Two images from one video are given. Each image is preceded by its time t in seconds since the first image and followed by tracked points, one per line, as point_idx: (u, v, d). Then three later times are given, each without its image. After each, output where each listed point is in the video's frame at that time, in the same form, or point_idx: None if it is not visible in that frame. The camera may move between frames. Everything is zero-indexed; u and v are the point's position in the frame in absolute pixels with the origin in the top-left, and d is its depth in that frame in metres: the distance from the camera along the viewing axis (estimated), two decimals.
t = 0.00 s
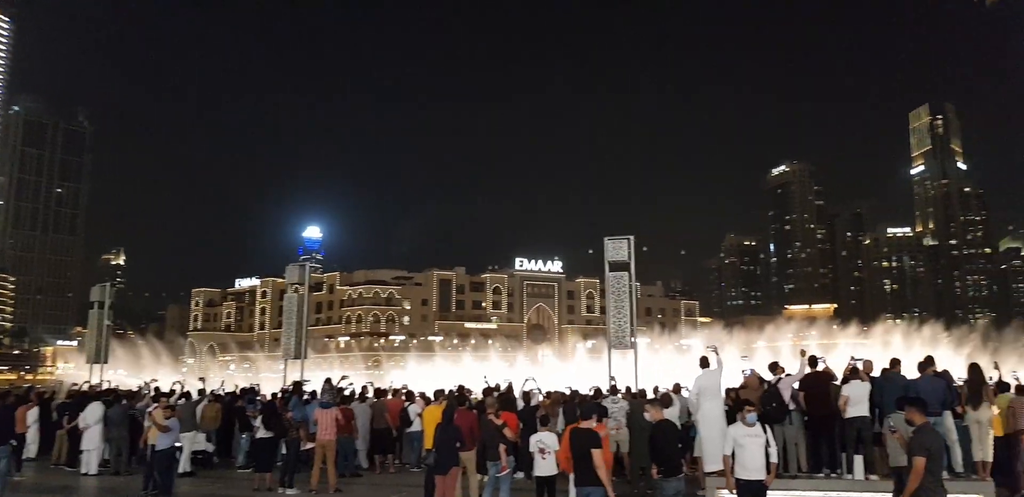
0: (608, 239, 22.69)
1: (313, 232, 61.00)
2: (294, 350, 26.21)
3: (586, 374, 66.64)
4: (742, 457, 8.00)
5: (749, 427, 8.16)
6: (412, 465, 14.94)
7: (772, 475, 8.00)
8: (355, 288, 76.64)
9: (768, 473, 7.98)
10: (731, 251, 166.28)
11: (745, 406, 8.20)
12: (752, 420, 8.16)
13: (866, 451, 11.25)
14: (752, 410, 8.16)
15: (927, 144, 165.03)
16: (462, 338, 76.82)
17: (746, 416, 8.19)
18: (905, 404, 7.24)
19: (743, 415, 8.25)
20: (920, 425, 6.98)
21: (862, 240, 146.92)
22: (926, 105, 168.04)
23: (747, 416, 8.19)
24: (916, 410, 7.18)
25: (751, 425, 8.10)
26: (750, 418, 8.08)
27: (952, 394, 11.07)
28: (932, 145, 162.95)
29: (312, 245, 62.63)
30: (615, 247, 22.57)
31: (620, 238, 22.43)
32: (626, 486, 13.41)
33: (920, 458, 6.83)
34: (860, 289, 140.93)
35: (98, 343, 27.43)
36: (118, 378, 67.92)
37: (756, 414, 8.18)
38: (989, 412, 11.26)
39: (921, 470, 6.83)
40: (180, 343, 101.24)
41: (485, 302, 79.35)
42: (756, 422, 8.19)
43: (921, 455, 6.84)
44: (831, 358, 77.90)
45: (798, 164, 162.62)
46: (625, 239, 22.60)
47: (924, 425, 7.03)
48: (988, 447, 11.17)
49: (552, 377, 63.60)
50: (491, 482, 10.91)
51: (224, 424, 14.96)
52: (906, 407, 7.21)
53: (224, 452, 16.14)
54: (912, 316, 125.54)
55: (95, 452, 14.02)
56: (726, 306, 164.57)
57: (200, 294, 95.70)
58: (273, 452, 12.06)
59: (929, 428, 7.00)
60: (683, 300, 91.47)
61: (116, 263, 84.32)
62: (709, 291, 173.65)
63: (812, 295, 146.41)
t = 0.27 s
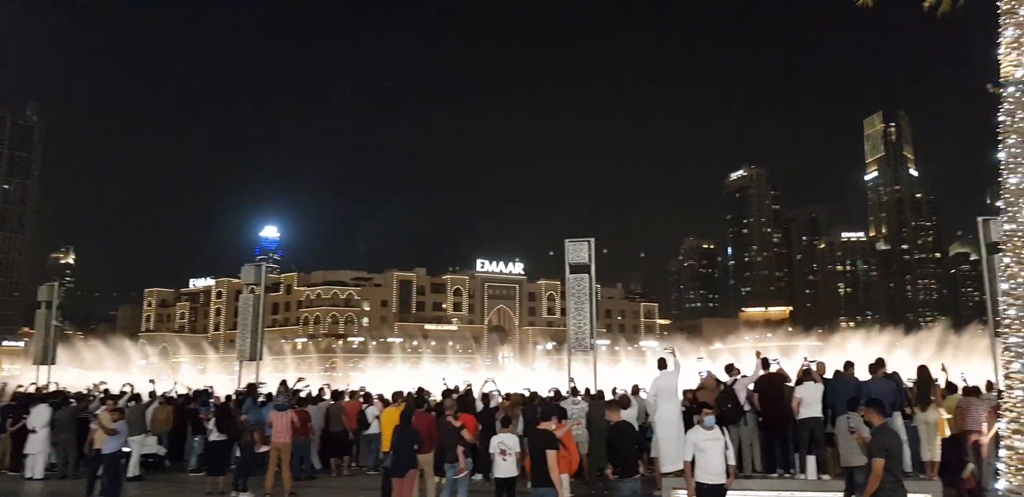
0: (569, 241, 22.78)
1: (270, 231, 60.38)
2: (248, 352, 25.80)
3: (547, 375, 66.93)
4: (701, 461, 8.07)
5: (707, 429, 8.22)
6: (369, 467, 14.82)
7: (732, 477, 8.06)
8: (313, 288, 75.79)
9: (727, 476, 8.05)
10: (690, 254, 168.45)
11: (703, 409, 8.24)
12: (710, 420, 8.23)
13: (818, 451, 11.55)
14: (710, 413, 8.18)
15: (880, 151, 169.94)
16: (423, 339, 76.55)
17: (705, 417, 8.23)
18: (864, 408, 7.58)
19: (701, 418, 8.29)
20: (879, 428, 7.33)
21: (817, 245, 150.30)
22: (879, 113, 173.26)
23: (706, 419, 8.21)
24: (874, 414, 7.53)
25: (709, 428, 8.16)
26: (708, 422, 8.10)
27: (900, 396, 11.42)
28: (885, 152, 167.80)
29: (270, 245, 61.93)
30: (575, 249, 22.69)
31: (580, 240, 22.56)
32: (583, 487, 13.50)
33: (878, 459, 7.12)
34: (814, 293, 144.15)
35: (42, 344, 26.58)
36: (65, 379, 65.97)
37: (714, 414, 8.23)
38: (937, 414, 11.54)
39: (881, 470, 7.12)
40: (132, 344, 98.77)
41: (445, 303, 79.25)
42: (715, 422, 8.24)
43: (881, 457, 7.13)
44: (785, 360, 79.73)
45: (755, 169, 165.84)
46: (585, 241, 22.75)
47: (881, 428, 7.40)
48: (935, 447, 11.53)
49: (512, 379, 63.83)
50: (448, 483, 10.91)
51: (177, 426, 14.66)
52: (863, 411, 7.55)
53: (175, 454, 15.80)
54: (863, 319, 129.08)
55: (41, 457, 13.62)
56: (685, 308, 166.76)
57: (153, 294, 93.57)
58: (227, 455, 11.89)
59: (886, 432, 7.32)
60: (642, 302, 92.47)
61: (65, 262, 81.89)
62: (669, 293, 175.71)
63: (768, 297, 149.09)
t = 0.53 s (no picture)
0: (533, 243, 22.81)
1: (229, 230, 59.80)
2: (205, 352, 25.33)
3: (510, 376, 67.01)
4: (664, 462, 8.11)
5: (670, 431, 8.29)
6: (329, 470, 14.66)
7: (695, 478, 8.11)
8: (274, 288, 74.80)
9: (690, 478, 8.10)
10: (653, 257, 169.85)
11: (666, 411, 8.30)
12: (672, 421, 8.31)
13: (776, 453, 11.79)
14: (673, 415, 8.26)
15: (840, 158, 174.06)
16: (385, 340, 76.05)
17: (668, 419, 8.29)
18: (830, 410, 7.82)
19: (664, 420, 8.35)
20: (843, 431, 7.57)
21: (777, 249, 152.86)
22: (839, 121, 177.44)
23: (668, 421, 8.28)
24: (840, 416, 7.76)
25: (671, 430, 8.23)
26: (671, 423, 8.18)
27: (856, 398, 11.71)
28: (844, 159, 171.79)
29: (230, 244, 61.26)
30: (539, 251, 22.74)
31: (544, 243, 22.62)
32: (543, 489, 13.55)
33: (844, 461, 7.36)
34: (774, 296, 146.64)
35: None
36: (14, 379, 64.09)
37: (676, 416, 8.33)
38: (891, 416, 11.86)
39: (846, 473, 7.35)
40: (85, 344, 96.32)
41: (409, 305, 78.77)
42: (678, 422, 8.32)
43: (848, 459, 7.37)
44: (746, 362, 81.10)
45: (718, 174, 168.29)
46: (549, 243, 22.82)
47: (844, 429, 7.64)
48: (889, 450, 11.82)
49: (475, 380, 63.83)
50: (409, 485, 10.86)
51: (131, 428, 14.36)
52: (829, 413, 7.79)
53: (129, 456, 15.46)
54: (821, 322, 131.85)
55: None
56: (648, 310, 168.26)
57: (108, 293, 91.43)
58: (182, 457, 11.67)
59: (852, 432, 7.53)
60: (606, 304, 93.07)
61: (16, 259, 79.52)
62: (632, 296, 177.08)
63: (729, 301, 151.05)
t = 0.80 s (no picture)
0: (502, 243, 22.88)
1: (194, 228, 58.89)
2: (168, 351, 24.92)
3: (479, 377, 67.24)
4: (635, 464, 7.96)
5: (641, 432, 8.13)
6: (294, 470, 14.54)
7: (663, 480, 8.01)
8: (239, 286, 73.74)
9: (660, 477, 7.99)
10: (622, 258, 170.71)
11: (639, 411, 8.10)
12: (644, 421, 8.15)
13: (742, 454, 12.08)
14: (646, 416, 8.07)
15: (806, 162, 177.16)
16: (353, 341, 75.46)
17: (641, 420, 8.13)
18: (805, 411, 8.24)
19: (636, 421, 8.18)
20: (819, 432, 8.03)
21: (744, 252, 154.92)
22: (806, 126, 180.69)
23: (641, 422, 8.08)
24: (815, 417, 8.17)
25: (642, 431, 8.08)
26: (644, 425, 8.00)
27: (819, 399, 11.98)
28: (810, 164, 174.85)
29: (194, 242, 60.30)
30: (509, 251, 22.81)
31: (514, 243, 22.70)
32: (510, 488, 13.62)
33: (820, 462, 7.86)
34: (741, 298, 148.73)
35: None
36: None
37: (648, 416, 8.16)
38: (853, 417, 12.03)
39: (821, 474, 7.85)
40: (43, 342, 94.08)
41: (377, 305, 78.29)
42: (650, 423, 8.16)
43: (823, 458, 7.90)
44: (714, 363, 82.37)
45: (686, 177, 169.82)
46: (519, 244, 22.89)
47: (820, 431, 8.05)
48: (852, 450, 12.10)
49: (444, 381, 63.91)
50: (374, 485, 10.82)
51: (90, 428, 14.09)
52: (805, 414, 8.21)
53: (88, 458, 15.16)
54: (786, 324, 134.27)
55: None
56: (617, 311, 169.41)
57: (68, 290, 89.46)
58: (143, 458, 11.48)
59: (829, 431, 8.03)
60: (576, 305, 93.51)
61: None
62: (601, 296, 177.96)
63: (697, 303, 152.91)
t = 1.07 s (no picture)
0: (471, 241, 22.92)
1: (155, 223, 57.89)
2: (127, 349, 24.51)
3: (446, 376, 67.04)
4: (606, 463, 7.39)
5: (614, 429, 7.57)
6: (256, 469, 14.45)
7: (635, 483, 7.41)
8: (202, 283, 72.55)
9: (631, 481, 7.39)
10: (590, 258, 171.71)
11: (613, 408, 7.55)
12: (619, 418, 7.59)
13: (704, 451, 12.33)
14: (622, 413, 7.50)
15: (772, 164, 180.33)
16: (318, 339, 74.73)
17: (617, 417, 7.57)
18: (779, 408, 8.24)
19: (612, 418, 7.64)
20: (792, 430, 8.06)
21: (710, 252, 156.80)
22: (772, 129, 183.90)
23: (616, 419, 7.53)
24: (789, 414, 8.20)
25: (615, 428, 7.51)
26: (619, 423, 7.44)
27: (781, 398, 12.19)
28: (776, 166, 177.95)
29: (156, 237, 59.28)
30: (477, 249, 22.85)
31: (482, 242, 22.75)
32: (475, 487, 13.67)
33: (798, 459, 7.88)
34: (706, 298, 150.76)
35: None
36: None
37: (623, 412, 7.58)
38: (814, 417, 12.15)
39: (799, 471, 7.85)
40: None
41: (343, 302, 77.76)
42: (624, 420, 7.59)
43: (800, 458, 7.90)
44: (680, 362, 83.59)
45: (654, 177, 171.21)
46: (487, 243, 22.95)
47: (793, 428, 8.08)
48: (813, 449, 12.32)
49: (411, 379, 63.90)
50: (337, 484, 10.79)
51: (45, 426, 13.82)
52: (779, 412, 8.21)
53: (44, 456, 14.88)
54: (750, 324, 136.70)
55: None
56: (585, 311, 170.49)
57: (24, 285, 87.22)
58: (100, 457, 11.31)
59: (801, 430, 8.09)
60: (544, 304, 93.94)
61: None
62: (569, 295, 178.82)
63: (663, 302, 154.74)
